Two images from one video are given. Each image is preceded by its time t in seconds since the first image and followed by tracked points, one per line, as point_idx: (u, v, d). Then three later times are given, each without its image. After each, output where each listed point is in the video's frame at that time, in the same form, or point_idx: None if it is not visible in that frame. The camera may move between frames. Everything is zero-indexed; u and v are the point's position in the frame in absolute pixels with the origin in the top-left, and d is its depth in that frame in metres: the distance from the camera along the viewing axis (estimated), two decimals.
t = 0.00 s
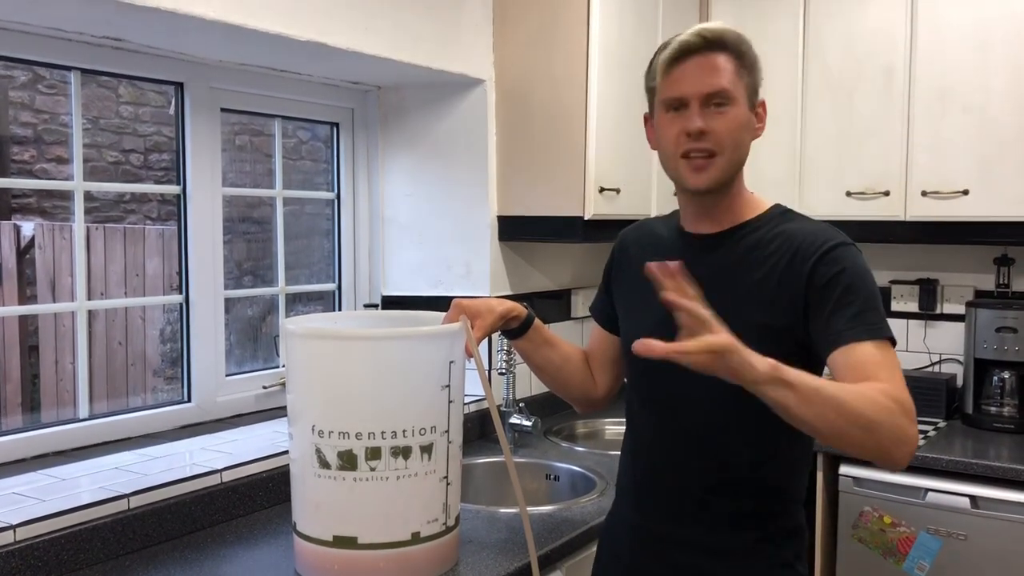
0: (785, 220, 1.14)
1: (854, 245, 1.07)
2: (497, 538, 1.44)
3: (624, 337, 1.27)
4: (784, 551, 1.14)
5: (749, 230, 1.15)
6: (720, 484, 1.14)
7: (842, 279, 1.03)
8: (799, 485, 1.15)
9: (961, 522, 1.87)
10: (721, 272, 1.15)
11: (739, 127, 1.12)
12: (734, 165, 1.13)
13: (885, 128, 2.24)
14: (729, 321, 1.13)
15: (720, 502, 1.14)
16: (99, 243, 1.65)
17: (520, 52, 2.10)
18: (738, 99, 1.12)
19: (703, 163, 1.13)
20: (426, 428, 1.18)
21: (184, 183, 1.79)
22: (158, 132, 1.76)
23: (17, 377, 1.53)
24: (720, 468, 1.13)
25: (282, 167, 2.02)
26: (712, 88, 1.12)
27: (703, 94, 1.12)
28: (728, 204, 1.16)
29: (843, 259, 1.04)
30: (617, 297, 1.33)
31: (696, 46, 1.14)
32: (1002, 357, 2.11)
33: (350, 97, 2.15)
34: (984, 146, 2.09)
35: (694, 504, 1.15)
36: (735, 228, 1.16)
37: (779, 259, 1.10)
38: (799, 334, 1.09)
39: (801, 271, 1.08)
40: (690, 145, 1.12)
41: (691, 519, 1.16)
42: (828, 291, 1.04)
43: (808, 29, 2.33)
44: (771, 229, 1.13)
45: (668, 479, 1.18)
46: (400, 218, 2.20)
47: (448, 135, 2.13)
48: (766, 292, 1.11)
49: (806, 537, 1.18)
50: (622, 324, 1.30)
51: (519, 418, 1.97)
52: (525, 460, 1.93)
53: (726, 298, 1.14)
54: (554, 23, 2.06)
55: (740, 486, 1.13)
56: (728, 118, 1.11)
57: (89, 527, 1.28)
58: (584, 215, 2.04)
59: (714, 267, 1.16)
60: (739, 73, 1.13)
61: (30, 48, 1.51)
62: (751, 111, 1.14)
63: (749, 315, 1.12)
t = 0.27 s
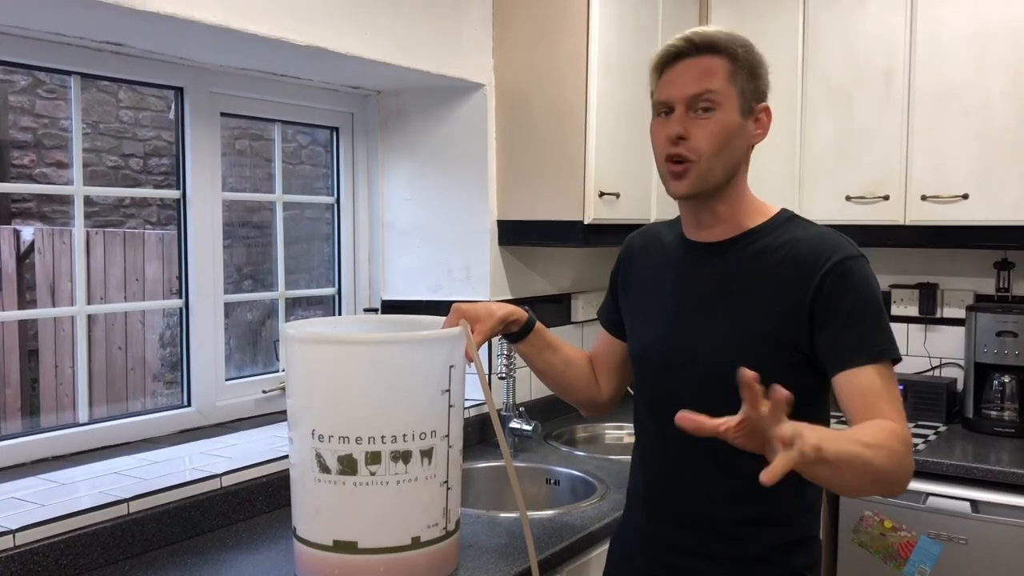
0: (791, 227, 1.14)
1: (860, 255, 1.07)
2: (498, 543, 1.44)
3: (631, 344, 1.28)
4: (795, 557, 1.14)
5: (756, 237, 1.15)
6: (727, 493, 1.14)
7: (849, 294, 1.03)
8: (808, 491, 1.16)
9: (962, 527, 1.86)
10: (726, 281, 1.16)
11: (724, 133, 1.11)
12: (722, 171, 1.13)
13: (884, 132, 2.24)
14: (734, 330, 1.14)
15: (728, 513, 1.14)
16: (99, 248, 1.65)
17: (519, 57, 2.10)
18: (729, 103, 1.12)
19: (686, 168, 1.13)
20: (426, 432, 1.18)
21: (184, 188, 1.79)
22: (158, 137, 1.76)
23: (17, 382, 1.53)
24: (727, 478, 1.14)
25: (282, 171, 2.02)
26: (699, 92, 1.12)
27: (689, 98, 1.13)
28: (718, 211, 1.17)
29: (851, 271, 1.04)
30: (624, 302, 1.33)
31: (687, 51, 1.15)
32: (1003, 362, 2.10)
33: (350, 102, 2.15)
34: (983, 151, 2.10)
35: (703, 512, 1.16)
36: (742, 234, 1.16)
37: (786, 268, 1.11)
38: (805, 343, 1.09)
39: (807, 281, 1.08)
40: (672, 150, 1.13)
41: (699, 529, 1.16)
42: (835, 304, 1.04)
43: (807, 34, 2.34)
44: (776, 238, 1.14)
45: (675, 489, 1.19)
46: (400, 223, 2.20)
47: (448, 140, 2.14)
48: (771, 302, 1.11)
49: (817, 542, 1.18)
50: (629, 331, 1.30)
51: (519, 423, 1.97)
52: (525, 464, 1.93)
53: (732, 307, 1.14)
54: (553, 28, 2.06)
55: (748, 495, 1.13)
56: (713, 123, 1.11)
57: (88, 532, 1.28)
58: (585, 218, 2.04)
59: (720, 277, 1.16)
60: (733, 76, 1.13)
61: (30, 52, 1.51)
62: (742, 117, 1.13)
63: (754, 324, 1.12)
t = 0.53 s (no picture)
0: (797, 231, 1.14)
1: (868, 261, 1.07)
2: (498, 546, 1.43)
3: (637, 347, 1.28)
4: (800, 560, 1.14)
5: (761, 242, 1.15)
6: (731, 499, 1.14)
7: (858, 303, 1.03)
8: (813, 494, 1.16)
9: (962, 530, 1.86)
10: (731, 286, 1.16)
11: (730, 140, 1.11)
12: (729, 178, 1.12)
13: (884, 135, 2.24)
14: (738, 335, 1.14)
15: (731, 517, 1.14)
16: (99, 250, 1.64)
17: (520, 59, 2.10)
18: (732, 110, 1.11)
19: (692, 178, 1.12)
20: (426, 435, 1.18)
21: (184, 190, 1.79)
22: (158, 139, 1.76)
23: (17, 384, 1.53)
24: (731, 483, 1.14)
25: (283, 173, 2.02)
26: (702, 100, 1.12)
27: (693, 106, 1.12)
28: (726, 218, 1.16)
29: (858, 279, 1.04)
30: (629, 304, 1.33)
31: (687, 57, 1.14)
32: (1003, 365, 2.10)
33: (350, 104, 2.15)
34: (983, 153, 2.10)
35: (707, 519, 1.16)
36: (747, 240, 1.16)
37: (790, 273, 1.11)
38: (813, 349, 1.09)
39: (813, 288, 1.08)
40: (678, 161, 1.12)
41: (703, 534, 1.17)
42: (841, 312, 1.04)
43: (807, 37, 2.34)
44: (783, 243, 1.13)
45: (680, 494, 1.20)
46: (401, 225, 2.20)
47: (448, 142, 2.14)
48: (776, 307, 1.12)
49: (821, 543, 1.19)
50: (635, 334, 1.31)
51: (519, 425, 1.97)
52: (525, 467, 1.92)
53: (736, 312, 1.15)
54: (553, 30, 2.06)
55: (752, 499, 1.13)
56: (718, 131, 1.11)
57: (88, 535, 1.28)
58: (585, 221, 2.04)
59: (724, 281, 1.17)
60: (736, 81, 1.12)
61: (30, 54, 1.51)
62: (746, 123, 1.12)
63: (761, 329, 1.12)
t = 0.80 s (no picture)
0: (794, 237, 1.14)
1: (864, 272, 1.07)
2: (499, 546, 1.43)
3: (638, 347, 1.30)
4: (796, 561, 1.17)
5: (757, 246, 1.15)
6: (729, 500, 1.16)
7: (852, 313, 1.04)
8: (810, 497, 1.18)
9: (962, 531, 1.86)
10: (728, 291, 1.17)
11: (700, 159, 1.11)
12: (707, 193, 1.13)
13: (884, 135, 2.24)
14: (735, 339, 1.15)
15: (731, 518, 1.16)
16: (99, 250, 1.64)
17: (520, 60, 2.11)
18: (701, 127, 1.10)
19: (666, 198, 1.14)
20: (426, 436, 1.18)
21: (184, 190, 1.79)
22: (158, 139, 1.76)
23: (17, 385, 1.53)
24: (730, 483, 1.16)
25: (282, 174, 2.03)
26: (670, 121, 1.11)
27: (662, 127, 1.12)
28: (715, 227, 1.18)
29: (852, 288, 1.05)
30: (633, 302, 1.34)
31: (657, 74, 1.13)
32: (1003, 365, 2.10)
33: (350, 104, 2.15)
34: (983, 154, 2.10)
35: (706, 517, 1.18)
36: (743, 245, 1.16)
37: (787, 280, 1.11)
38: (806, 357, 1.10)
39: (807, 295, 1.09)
40: (651, 182, 1.14)
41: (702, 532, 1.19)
42: (835, 321, 1.05)
43: (807, 38, 2.34)
44: (778, 250, 1.14)
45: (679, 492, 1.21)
46: (400, 226, 2.20)
47: (448, 142, 2.14)
48: (771, 312, 1.12)
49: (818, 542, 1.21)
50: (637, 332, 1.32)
51: (519, 426, 1.97)
52: (525, 467, 1.92)
53: (734, 317, 1.16)
54: (553, 31, 2.06)
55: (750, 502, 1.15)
56: (686, 152, 1.11)
57: (88, 535, 1.28)
58: (585, 221, 2.05)
59: (722, 286, 1.17)
60: (703, 96, 1.11)
61: (30, 55, 1.51)
62: (719, 137, 1.11)
63: (755, 336, 1.13)
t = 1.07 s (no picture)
0: (760, 235, 1.15)
1: (820, 272, 1.07)
2: (499, 547, 1.43)
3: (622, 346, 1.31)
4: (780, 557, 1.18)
5: (726, 244, 1.17)
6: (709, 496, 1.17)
7: (802, 314, 1.04)
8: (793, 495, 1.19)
9: (962, 531, 1.86)
10: (697, 288, 1.18)
11: (625, 175, 1.16)
12: (646, 205, 1.18)
13: (884, 135, 2.24)
14: (702, 336, 1.16)
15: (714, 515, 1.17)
16: (98, 250, 1.64)
17: (520, 60, 2.10)
18: (622, 146, 1.15)
19: (608, 209, 1.21)
20: (426, 437, 1.18)
21: (184, 191, 1.79)
22: (158, 139, 1.76)
23: (16, 385, 1.53)
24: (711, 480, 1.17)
25: (282, 174, 2.02)
26: (596, 141, 1.17)
27: (592, 146, 1.18)
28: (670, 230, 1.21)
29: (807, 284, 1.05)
30: (619, 300, 1.36)
31: (587, 96, 1.19)
32: (1003, 365, 2.10)
33: (349, 104, 2.15)
34: (984, 154, 2.10)
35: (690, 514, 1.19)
36: (709, 246, 1.18)
37: (746, 277, 1.12)
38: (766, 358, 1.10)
39: (761, 291, 1.09)
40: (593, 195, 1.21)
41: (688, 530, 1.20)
42: (786, 317, 1.05)
43: (807, 38, 2.34)
44: (743, 251, 1.14)
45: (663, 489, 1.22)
46: (401, 226, 2.19)
47: (447, 142, 2.14)
48: (734, 309, 1.13)
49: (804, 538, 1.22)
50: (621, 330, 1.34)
51: (519, 426, 1.97)
52: (525, 468, 1.92)
53: (702, 314, 1.17)
54: (553, 30, 2.06)
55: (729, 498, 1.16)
56: (612, 170, 1.16)
57: (88, 536, 1.28)
58: (585, 221, 2.05)
59: (691, 287, 1.19)
60: (622, 115, 1.15)
61: (29, 55, 1.51)
62: (642, 153, 1.14)
63: (718, 337, 1.14)
